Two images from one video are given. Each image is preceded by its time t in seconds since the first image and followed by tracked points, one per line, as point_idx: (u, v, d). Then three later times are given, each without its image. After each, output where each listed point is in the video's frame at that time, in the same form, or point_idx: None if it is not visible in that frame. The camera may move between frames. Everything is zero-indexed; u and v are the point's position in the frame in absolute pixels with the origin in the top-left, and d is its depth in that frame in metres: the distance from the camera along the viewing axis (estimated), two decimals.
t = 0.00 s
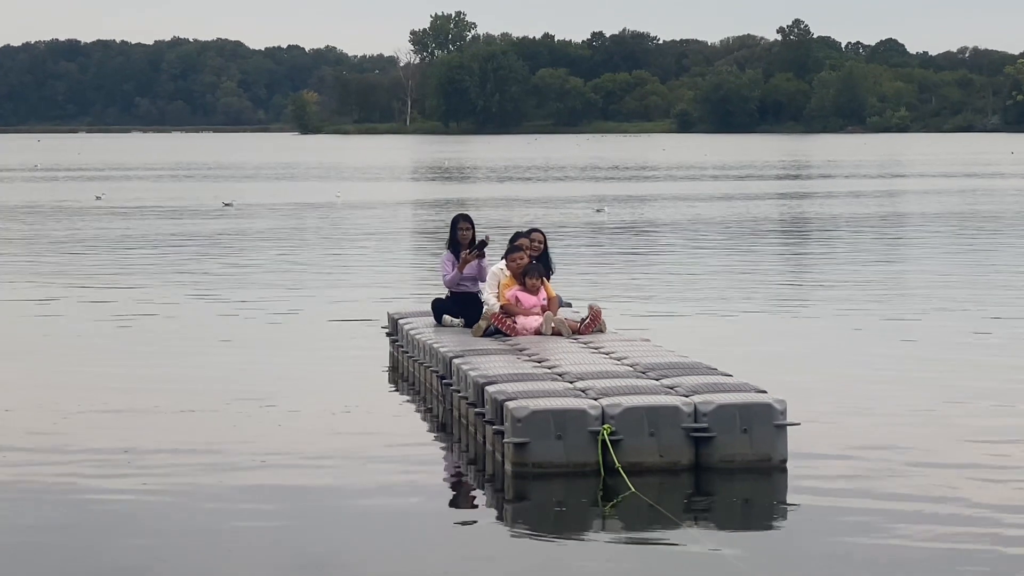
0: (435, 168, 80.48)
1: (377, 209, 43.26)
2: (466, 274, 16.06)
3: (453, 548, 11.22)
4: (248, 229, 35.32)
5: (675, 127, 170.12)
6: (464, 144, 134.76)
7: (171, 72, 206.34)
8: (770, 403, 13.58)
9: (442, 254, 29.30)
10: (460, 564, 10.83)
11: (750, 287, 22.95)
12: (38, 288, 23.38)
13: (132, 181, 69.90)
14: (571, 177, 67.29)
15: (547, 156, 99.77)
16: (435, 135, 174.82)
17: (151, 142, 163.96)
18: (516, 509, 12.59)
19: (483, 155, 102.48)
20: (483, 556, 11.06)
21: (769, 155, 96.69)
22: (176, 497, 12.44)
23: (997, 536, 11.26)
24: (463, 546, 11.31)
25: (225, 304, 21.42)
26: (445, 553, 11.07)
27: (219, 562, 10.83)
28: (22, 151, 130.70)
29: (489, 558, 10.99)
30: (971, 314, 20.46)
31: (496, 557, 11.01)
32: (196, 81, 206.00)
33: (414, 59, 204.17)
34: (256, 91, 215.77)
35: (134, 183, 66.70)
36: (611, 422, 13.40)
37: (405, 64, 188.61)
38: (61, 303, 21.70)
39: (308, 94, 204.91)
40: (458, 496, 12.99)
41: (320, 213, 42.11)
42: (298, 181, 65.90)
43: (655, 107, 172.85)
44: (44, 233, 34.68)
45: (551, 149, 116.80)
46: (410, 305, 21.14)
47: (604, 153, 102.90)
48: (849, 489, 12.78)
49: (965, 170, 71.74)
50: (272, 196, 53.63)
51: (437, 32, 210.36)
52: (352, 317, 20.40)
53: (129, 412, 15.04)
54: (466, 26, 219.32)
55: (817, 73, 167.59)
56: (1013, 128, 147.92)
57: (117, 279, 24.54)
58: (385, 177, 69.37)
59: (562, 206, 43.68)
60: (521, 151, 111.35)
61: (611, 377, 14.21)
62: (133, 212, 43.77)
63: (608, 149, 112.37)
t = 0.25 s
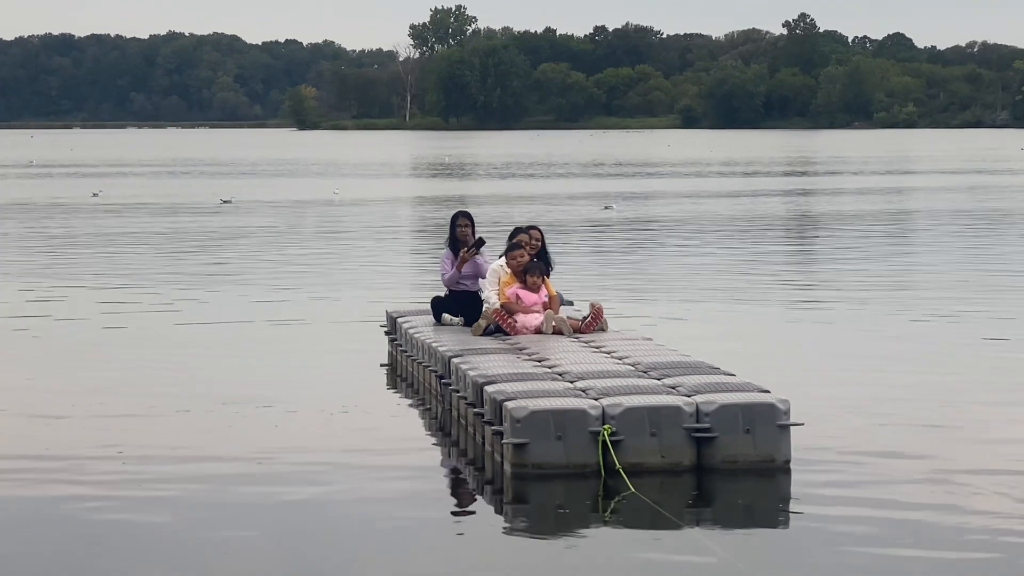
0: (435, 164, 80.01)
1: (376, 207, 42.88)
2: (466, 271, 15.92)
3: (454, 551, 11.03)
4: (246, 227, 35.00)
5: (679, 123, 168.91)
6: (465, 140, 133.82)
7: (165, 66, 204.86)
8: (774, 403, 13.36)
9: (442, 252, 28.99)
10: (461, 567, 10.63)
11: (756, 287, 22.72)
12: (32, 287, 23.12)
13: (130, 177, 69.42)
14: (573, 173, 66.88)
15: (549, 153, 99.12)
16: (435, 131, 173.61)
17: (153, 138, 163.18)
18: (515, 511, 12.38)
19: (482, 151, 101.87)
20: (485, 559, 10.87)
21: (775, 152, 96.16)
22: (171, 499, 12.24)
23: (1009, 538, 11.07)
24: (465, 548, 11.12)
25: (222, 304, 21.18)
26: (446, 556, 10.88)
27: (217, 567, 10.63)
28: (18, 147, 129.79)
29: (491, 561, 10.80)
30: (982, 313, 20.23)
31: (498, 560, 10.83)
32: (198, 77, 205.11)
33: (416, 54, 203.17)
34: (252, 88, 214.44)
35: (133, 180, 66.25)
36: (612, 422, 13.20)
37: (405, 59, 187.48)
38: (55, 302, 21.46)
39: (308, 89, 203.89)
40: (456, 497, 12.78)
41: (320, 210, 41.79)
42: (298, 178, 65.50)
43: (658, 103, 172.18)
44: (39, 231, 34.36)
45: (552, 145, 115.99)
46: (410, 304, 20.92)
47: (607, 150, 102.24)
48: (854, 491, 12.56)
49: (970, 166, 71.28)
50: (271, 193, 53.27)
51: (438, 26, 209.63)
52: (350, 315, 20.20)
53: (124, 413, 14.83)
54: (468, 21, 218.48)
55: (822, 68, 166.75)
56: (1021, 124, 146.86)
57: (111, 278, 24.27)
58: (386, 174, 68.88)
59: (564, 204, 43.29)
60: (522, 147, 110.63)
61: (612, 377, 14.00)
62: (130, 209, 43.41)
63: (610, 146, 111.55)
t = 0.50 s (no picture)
0: (436, 161, 79.67)
1: (377, 204, 42.65)
2: (466, 270, 15.82)
3: (454, 552, 10.92)
4: (244, 225, 34.79)
5: (682, 119, 168.07)
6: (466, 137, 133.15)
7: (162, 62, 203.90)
8: (775, 403, 13.22)
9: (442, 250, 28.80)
10: (461, 569, 10.52)
11: (759, 285, 22.56)
12: (27, 286, 22.96)
13: (129, 175, 69.13)
14: (575, 171, 66.56)
15: (550, 150, 98.65)
16: (436, 127, 172.84)
17: (154, 134, 162.64)
18: (514, 512, 12.26)
19: (482, 149, 101.44)
20: (486, 560, 10.75)
21: (779, 149, 95.73)
22: (167, 499, 12.12)
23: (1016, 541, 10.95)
24: (466, 549, 11.01)
25: (219, 302, 21.02)
26: (446, 557, 10.77)
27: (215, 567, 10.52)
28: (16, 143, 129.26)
29: (492, 562, 10.69)
30: (988, 312, 20.07)
31: (498, 561, 10.72)
32: (199, 72, 204.50)
33: (419, 50, 202.49)
34: (250, 84, 213.55)
35: (132, 177, 65.95)
36: (612, 422, 13.07)
37: (405, 55, 186.75)
38: (51, 301, 21.31)
39: (309, 85, 203.23)
40: (455, 498, 12.66)
41: (319, 208, 41.56)
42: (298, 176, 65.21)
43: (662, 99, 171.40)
44: (35, 229, 34.16)
45: (553, 142, 115.43)
46: (409, 302, 20.77)
47: (609, 147, 101.81)
48: (857, 492, 12.42)
49: (974, 163, 70.93)
50: (270, 191, 53.04)
51: (439, 22, 208.98)
52: (349, 314, 20.06)
53: (120, 413, 14.70)
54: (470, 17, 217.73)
55: (827, 64, 166.01)
56: None
57: (107, 277, 24.10)
58: (387, 172, 68.55)
59: (566, 201, 43.04)
60: (522, 144, 110.09)
61: (612, 376, 13.87)
62: (129, 207, 43.20)
63: (612, 143, 111.10)
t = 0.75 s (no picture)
0: (436, 159, 79.40)
1: (377, 203, 42.50)
2: (465, 269, 15.78)
3: (453, 552, 10.87)
4: (245, 224, 34.68)
5: (685, 117, 167.28)
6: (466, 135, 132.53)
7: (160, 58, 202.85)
8: (777, 403, 13.18)
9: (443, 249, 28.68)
10: (459, 570, 10.47)
11: (761, 284, 22.45)
12: (26, 285, 22.90)
13: (129, 173, 68.97)
14: (576, 170, 66.26)
15: (552, 148, 98.21)
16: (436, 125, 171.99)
17: (154, 132, 162.06)
18: (513, 513, 12.22)
19: (482, 147, 101.08)
20: (485, 560, 10.70)
21: (784, 147, 95.23)
22: (167, 498, 12.09)
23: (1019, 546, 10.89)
24: (465, 550, 10.96)
25: (219, 301, 20.93)
26: (444, 558, 10.72)
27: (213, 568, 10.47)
28: (15, 142, 128.81)
29: (490, 563, 10.64)
30: (991, 311, 19.97)
31: (498, 562, 10.66)
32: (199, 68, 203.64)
33: (420, 45, 201.62)
34: (249, 80, 212.67)
35: (132, 175, 65.81)
36: (611, 423, 13.02)
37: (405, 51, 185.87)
38: (50, 299, 21.26)
39: (308, 82, 202.25)
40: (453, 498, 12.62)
41: (319, 206, 41.43)
42: (298, 174, 65.02)
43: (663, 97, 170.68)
44: (33, 228, 34.08)
45: (554, 141, 114.98)
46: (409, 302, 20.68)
47: (611, 145, 101.42)
48: (859, 494, 12.37)
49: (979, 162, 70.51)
50: (271, 189, 52.89)
51: (439, 19, 208.37)
52: (349, 313, 19.97)
53: (118, 413, 14.65)
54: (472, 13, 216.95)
55: (830, 61, 165.25)
56: None
57: (107, 276, 24.03)
58: (388, 169, 68.21)
59: (569, 200, 42.87)
60: (523, 143, 109.66)
61: (612, 376, 13.80)
62: (129, 206, 43.10)
63: (614, 141, 110.62)
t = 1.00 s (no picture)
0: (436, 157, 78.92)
1: (377, 201, 42.26)
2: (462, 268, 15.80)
3: (452, 554, 10.79)
4: (243, 222, 34.49)
5: (688, 114, 166.25)
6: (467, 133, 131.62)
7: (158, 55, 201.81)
8: (779, 403, 13.09)
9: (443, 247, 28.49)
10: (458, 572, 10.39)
11: (764, 283, 22.30)
12: (22, 283, 22.77)
13: (126, 170, 68.61)
14: (577, 167, 65.84)
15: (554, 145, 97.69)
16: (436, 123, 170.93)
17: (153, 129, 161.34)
18: (513, 514, 12.15)
19: (482, 144, 100.44)
20: (484, 562, 10.62)
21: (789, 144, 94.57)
22: (164, 498, 12.01)
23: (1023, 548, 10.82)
24: (464, 552, 10.87)
25: (217, 300, 20.80)
26: (443, 559, 10.64)
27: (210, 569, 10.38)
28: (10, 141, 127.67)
29: (490, 565, 10.56)
30: (996, 311, 19.83)
31: (497, 563, 10.60)
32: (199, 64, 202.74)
33: (422, 42, 200.73)
34: (248, 77, 211.57)
35: (130, 173, 65.44)
36: (612, 423, 12.94)
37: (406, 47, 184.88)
38: (45, 298, 21.13)
39: (306, 79, 201.26)
40: (452, 498, 12.54)
41: (318, 204, 41.15)
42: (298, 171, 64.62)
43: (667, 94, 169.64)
44: (30, 226, 33.88)
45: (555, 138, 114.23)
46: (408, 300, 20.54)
47: (614, 142, 100.83)
48: (862, 497, 12.28)
49: (983, 159, 70.01)
50: (271, 187, 52.61)
51: (440, 15, 207.35)
52: (348, 312, 19.84)
53: (114, 413, 14.53)
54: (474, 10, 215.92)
55: (835, 58, 164.29)
56: None
57: (103, 274, 23.88)
58: (388, 167, 67.80)
59: (570, 198, 42.63)
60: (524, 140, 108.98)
61: (613, 375, 13.70)
62: (128, 203, 42.88)
63: (616, 139, 109.92)
